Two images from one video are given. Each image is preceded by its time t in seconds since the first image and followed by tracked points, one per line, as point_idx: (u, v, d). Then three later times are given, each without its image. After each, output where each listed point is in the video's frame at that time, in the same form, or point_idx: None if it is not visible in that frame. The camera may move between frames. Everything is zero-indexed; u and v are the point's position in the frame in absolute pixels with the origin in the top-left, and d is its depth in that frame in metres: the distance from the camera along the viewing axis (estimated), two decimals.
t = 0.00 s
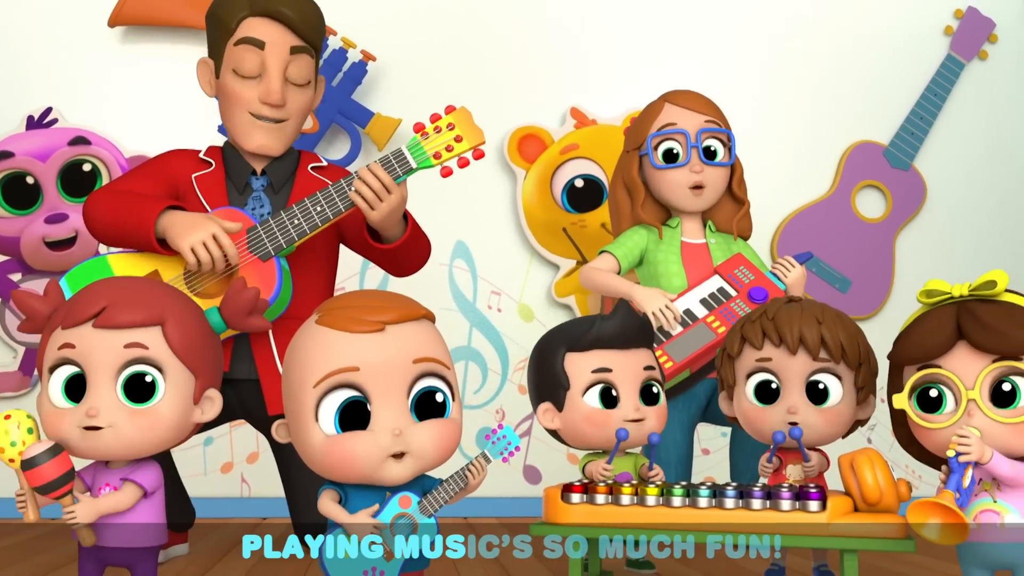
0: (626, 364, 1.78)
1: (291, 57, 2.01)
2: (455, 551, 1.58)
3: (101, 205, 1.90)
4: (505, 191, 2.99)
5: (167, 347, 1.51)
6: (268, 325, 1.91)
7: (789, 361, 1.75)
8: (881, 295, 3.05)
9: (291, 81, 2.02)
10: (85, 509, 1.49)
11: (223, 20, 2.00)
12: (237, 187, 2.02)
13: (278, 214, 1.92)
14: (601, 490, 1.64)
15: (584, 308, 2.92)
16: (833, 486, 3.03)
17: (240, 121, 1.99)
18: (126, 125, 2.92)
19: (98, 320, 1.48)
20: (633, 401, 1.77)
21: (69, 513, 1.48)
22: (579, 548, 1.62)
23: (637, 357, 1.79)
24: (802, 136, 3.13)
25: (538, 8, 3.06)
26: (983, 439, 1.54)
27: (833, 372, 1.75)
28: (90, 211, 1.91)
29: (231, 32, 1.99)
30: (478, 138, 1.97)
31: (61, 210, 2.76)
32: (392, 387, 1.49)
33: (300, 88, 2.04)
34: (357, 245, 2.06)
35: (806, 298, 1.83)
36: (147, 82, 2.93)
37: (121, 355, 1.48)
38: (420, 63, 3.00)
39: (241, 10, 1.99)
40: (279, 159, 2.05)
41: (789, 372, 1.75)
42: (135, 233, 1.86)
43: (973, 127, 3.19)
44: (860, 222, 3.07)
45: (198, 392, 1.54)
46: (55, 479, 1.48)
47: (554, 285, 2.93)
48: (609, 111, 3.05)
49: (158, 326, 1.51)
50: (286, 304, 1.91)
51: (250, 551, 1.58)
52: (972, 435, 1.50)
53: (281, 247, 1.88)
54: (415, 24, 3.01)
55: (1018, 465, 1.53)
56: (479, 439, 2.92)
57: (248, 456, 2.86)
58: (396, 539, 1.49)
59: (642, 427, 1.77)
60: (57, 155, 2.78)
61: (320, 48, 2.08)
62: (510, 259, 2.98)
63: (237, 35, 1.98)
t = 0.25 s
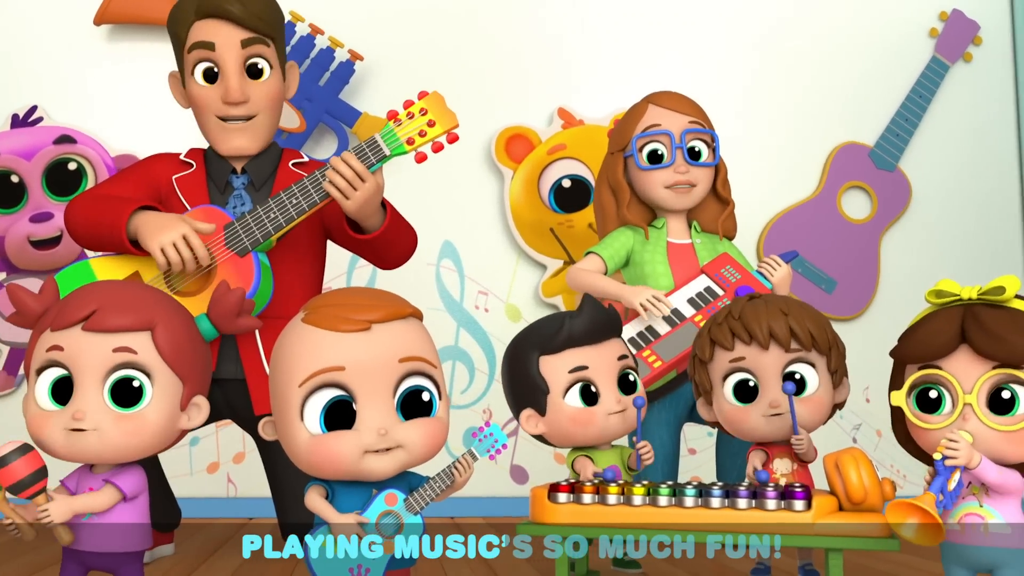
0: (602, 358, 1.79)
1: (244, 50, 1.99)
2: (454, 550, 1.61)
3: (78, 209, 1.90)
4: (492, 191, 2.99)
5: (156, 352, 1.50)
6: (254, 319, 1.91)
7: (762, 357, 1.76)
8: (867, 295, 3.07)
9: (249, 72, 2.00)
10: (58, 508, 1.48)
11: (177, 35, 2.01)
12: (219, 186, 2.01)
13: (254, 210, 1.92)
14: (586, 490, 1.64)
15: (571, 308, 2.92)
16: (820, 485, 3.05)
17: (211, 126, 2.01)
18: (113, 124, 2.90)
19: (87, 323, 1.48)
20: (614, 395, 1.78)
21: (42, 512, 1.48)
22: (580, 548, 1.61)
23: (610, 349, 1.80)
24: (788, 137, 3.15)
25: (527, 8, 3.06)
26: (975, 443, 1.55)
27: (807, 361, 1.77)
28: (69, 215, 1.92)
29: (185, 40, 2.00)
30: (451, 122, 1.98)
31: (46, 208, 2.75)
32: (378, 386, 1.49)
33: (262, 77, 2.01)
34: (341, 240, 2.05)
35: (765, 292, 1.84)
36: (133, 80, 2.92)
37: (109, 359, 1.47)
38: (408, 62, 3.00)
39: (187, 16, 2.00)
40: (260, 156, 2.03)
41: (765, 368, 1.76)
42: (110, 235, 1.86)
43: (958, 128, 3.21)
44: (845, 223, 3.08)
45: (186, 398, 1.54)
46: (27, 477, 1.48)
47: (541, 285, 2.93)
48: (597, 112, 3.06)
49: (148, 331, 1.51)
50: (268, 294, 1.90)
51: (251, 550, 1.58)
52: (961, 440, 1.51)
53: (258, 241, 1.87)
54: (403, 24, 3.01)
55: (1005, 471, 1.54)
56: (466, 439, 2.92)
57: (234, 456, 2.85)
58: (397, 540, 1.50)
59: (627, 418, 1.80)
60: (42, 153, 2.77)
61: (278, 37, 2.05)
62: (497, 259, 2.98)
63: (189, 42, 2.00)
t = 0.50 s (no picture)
0: (607, 365, 1.75)
1: (231, 46, 1.98)
2: (454, 551, 1.63)
3: (66, 206, 1.90)
4: (481, 192, 3.00)
5: (148, 348, 1.50)
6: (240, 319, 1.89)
7: (769, 359, 1.77)
8: (854, 295, 3.08)
9: (237, 68, 2.00)
10: (43, 497, 1.47)
11: (171, 34, 2.03)
12: (209, 186, 2.01)
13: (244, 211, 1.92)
14: (575, 489, 1.64)
15: (560, 308, 2.93)
16: (807, 485, 3.06)
17: (202, 124, 2.00)
18: (100, 123, 2.89)
19: (79, 318, 1.48)
20: (598, 400, 1.75)
21: (26, 502, 1.46)
22: (580, 548, 1.63)
23: (622, 362, 1.75)
24: (776, 137, 3.16)
25: (517, 9, 3.07)
26: (968, 442, 1.57)
27: (810, 373, 1.77)
28: (57, 210, 1.91)
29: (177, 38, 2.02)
30: (443, 129, 1.98)
31: (33, 207, 2.73)
32: (367, 386, 1.49)
33: (252, 74, 2.01)
34: (331, 243, 2.05)
35: (791, 298, 1.85)
36: (120, 79, 2.91)
37: (100, 354, 1.47)
38: (396, 63, 3.00)
39: (179, 15, 2.02)
40: (252, 154, 2.03)
41: (768, 369, 1.77)
42: (96, 232, 1.85)
43: (944, 130, 3.23)
44: (833, 223, 3.09)
45: (176, 395, 1.54)
46: (10, 466, 1.47)
47: (530, 286, 2.94)
48: (586, 113, 3.07)
49: (139, 326, 1.51)
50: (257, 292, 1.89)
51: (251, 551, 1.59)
52: (954, 442, 1.51)
53: (247, 242, 1.87)
54: (392, 23, 3.01)
55: (995, 473, 1.55)
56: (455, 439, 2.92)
57: (222, 456, 2.85)
58: (396, 540, 1.52)
59: (601, 429, 1.76)
60: (29, 153, 2.75)
61: (269, 35, 2.05)
62: (486, 259, 2.99)
63: (180, 39, 2.01)
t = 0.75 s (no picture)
0: (592, 371, 1.74)
1: (257, 46, 1.99)
2: (454, 552, 1.61)
3: (62, 189, 1.90)
4: (472, 192, 3.00)
5: (135, 351, 1.50)
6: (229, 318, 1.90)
7: (757, 359, 1.77)
8: (844, 295, 3.10)
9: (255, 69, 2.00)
10: (41, 518, 1.47)
11: (203, 18, 2.04)
12: (206, 185, 2.01)
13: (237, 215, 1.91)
14: (565, 489, 1.64)
15: (550, 308, 2.94)
16: (796, 484, 3.08)
17: (208, 107, 1.99)
18: (89, 123, 2.89)
19: (65, 322, 1.47)
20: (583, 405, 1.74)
21: (25, 527, 1.47)
22: (580, 548, 1.62)
23: (608, 368, 1.74)
24: (765, 138, 3.17)
25: (506, 9, 3.07)
26: (942, 439, 1.57)
27: (799, 373, 1.77)
28: (51, 194, 1.90)
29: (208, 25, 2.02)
30: (444, 155, 1.96)
31: (22, 207, 2.73)
32: (361, 373, 1.51)
33: (268, 80, 2.01)
34: (321, 253, 2.04)
35: (781, 298, 1.85)
36: (110, 78, 2.90)
37: (87, 358, 1.47)
38: (386, 63, 3.01)
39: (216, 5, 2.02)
40: (252, 157, 2.03)
41: (756, 368, 1.77)
42: (87, 221, 1.84)
43: (932, 131, 3.24)
44: (823, 224, 3.11)
45: (164, 397, 1.54)
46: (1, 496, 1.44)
47: (521, 285, 2.94)
48: (577, 113, 3.07)
49: (125, 331, 1.50)
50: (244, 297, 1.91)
51: (251, 551, 1.60)
52: (931, 438, 1.53)
53: (237, 248, 1.87)
54: (382, 23, 3.01)
55: (974, 467, 1.57)
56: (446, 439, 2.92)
57: (212, 456, 2.85)
58: (396, 539, 1.52)
59: (585, 434, 1.75)
60: (18, 152, 2.75)
61: (297, 48, 2.07)
62: (477, 260, 2.99)
63: (210, 26, 2.01)
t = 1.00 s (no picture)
0: (571, 362, 1.76)
1: (244, 46, 1.99)
2: (455, 551, 1.64)
3: (54, 188, 1.90)
4: (466, 192, 3.00)
5: (128, 347, 1.50)
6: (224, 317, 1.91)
7: (734, 358, 1.79)
8: (836, 295, 3.11)
9: (244, 69, 2.00)
10: (42, 524, 1.49)
11: (189, 21, 2.03)
12: (198, 184, 2.01)
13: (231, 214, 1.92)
14: (559, 488, 1.65)
15: (544, 308, 2.94)
16: (788, 483, 3.09)
17: (198, 109, 2.00)
18: (83, 123, 2.89)
19: (57, 319, 1.48)
20: (565, 398, 1.75)
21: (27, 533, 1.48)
22: (580, 548, 1.62)
23: (586, 358, 1.75)
24: (758, 139, 3.18)
25: (502, 10, 3.08)
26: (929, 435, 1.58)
27: (777, 364, 1.80)
28: (43, 194, 1.91)
29: (193, 26, 2.02)
30: (436, 150, 1.97)
31: (16, 206, 2.72)
32: (358, 364, 1.52)
33: (257, 78, 2.01)
34: (315, 249, 2.05)
35: (742, 295, 1.87)
36: (104, 78, 2.90)
37: (80, 354, 1.47)
38: (380, 63, 3.01)
39: (201, 6, 2.01)
40: (242, 158, 2.03)
41: (735, 367, 1.79)
42: (76, 221, 1.86)
43: (925, 131, 3.26)
44: (816, 224, 3.12)
45: (157, 392, 1.54)
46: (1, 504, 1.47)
47: (515, 285, 2.95)
48: (571, 114, 3.08)
49: (116, 327, 1.51)
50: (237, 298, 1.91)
51: (251, 551, 1.60)
52: (918, 434, 1.54)
53: (231, 247, 1.87)
54: (376, 23, 3.02)
55: (962, 461, 1.58)
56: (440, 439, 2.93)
57: (206, 456, 2.85)
58: (396, 539, 1.53)
59: (571, 427, 1.76)
60: (12, 151, 2.75)
61: (285, 44, 2.07)
62: (471, 260, 3.00)
63: (196, 27, 2.01)
